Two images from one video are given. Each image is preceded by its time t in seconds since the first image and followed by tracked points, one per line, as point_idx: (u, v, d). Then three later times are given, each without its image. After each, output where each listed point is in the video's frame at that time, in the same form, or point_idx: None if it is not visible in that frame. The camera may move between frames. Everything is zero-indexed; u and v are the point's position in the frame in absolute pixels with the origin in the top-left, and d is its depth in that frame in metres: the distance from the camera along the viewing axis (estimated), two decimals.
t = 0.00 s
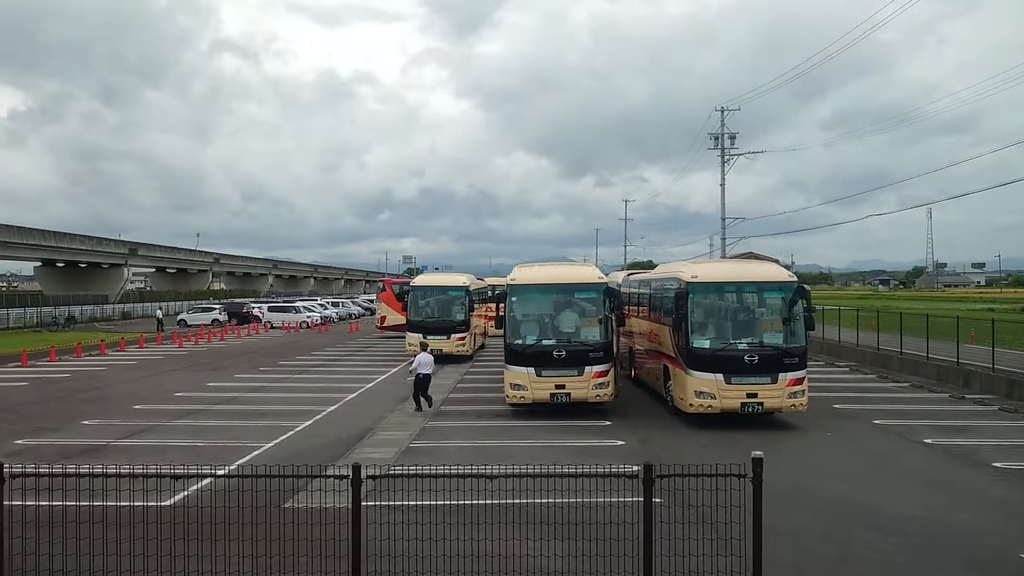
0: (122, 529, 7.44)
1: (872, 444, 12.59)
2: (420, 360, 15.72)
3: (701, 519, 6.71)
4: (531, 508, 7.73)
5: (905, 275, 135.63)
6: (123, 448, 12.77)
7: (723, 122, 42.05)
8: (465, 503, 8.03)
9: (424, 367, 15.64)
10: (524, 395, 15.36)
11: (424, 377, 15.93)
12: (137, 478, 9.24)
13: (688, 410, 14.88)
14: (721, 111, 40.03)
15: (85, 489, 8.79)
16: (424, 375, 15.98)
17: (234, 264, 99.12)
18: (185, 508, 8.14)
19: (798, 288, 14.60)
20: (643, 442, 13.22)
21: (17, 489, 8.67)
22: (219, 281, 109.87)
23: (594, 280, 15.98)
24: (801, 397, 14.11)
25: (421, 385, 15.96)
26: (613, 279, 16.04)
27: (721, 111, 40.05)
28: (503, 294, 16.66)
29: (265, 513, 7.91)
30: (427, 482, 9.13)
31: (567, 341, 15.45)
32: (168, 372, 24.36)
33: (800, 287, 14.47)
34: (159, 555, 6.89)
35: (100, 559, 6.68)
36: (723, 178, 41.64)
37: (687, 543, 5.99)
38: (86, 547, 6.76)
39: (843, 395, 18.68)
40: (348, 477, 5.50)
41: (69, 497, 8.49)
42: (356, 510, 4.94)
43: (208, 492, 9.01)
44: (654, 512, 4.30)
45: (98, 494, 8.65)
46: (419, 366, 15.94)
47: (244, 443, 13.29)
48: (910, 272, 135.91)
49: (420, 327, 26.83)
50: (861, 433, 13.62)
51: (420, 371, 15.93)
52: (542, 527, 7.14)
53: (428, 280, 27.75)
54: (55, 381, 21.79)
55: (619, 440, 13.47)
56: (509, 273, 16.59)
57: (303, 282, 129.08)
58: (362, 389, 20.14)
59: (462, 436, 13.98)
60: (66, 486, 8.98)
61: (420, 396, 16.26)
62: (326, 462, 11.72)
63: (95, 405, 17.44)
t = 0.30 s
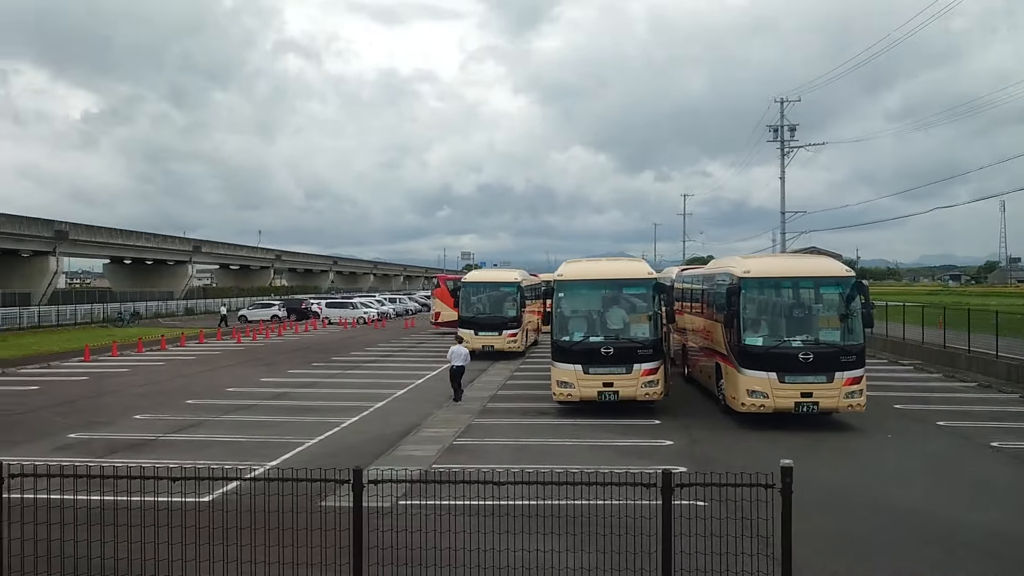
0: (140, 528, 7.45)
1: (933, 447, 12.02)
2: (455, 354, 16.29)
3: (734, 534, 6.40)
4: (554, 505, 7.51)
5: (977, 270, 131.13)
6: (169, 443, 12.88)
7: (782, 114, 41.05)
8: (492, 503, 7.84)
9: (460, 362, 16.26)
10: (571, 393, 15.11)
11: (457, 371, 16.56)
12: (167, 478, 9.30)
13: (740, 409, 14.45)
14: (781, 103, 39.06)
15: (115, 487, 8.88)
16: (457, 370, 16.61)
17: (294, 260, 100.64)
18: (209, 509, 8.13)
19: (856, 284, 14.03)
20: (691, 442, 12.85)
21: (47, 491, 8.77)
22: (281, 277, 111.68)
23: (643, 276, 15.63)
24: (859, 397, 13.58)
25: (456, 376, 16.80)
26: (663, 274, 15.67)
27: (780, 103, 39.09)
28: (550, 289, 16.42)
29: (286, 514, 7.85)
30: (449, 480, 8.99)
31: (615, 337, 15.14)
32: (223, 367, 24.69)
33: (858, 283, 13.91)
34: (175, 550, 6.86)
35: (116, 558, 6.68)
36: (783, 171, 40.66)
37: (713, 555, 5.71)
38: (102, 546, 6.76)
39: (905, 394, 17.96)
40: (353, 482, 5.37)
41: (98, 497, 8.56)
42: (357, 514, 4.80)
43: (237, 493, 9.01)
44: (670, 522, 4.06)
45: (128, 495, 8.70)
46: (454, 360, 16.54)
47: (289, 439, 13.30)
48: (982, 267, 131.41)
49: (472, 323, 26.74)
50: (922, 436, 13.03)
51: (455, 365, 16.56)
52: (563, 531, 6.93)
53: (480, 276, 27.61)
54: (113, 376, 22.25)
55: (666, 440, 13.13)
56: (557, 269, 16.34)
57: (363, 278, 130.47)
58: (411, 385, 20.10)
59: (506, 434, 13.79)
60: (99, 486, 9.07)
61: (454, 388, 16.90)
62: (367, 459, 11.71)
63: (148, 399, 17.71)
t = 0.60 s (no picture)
0: (163, 531, 7.47)
1: (995, 451, 11.44)
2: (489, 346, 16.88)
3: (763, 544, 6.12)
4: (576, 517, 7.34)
5: None
6: (211, 438, 12.92)
7: (840, 106, 39.99)
8: (518, 511, 7.67)
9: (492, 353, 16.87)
10: (616, 391, 14.80)
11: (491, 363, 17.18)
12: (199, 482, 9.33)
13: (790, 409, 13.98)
14: (838, 95, 38.05)
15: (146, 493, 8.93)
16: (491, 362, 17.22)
17: (350, 257, 101.68)
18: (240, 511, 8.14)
19: (913, 279, 13.45)
20: (738, 443, 12.45)
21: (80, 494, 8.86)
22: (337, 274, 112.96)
23: (690, 271, 15.25)
24: (916, 397, 13.01)
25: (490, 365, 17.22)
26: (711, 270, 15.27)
27: (838, 95, 38.08)
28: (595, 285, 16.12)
29: (310, 517, 7.78)
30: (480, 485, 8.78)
31: (660, 334, 14.79)
32: (273, 363, 24.90)
33: (914, 278, 13.34)
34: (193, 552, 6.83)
35: (135, 558, 6.70)
36: (840, 165, 39.63)
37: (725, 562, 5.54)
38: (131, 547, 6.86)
39: (968, 395, 17.23)
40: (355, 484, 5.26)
41: (128, 499, 8.62)
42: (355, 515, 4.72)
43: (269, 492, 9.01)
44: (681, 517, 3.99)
45: (159, 497, 8.74)
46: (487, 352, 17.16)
47: (330, 436, 13.25)
48: None
49: (520, 320, 26.57)
50: (983, 438, 12.42)
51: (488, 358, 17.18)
52: (585, 540, 6.71)
53: (528, 272, 27.40)
54: (166, 371, 22.58)
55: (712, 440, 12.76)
56: (601, 265, 16.04)
57: (419, 275, 131.35)
58: (457, 382, 19.96)
59: (549, 432, 13.54)
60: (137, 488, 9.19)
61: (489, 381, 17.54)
62: (406, 456, 11.62)
63: (197, 394, 17.87)
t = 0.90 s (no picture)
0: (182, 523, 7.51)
1: None
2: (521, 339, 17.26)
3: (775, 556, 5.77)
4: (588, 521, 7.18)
5: None
6: (247, 433, 12.93)
7: (898, 97, 38.81)
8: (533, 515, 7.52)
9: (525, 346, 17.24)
10: (656, 389, 14.48)
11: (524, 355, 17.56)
12: (225, 480, 9.35)
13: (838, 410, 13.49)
14: (896, 85, 36.92)
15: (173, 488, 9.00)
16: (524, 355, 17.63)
17: (402, 252, 102.31)
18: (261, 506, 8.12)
19: (968, 275, 12.85)
20: (780, 443, 12.05)
21: (107, 490, 8.95)
22: (390, 269, 113.77)
23: (735, 267, 14.84)
24: (970, 399, 12.44)
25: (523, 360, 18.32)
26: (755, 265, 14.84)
27: (896, 86, 36.95)
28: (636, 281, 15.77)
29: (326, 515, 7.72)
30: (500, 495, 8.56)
31: (702, 332, 14.40)
32: (318, 358, 25.04)
33: (970, 274, 12.75)
34: (200, 541, 6.82)
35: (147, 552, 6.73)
36: (898, 158, 38.46)
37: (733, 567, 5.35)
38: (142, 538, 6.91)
39: None
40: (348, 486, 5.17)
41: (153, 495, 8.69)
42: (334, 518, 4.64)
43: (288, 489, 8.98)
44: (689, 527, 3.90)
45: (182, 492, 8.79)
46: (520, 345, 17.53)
47: (364, 431, 13.18)
48: None
49: (565, 316, 26.30)
50: None
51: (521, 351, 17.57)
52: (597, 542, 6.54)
53: (574, 268, 27.09)
54: (213, 365, 22.85)
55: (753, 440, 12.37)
56: (643, 260, 15.70)
57: (471, 271, 131.72)
58: (499, 378, 19.80)
59: (586, 430, 13.28)
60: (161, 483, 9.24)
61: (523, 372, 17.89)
62: (435, 453, 11.49)
63: (239, 389, 17.99)
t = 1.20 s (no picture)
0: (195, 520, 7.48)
1: None
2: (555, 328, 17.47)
3: (787, 565, 5.47)
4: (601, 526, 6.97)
5: None
6: (281, 423, 12.94)
7: (960, 82, 37.50)
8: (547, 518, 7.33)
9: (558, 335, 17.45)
10: (696, 383, 14.14)
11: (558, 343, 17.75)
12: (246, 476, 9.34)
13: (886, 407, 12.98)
14: (957, 71, 35.66)
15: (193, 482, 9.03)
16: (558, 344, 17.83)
17: (452, 242, 102.62)
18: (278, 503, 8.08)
19: None
20: (823, 441, 11.64)
21: (130, 479, 9.00)
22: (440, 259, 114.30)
23: (779, 258, 14.39)
24: None
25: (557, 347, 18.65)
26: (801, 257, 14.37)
27: (957, 71, 35.70)
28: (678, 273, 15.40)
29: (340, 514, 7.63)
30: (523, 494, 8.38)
31: (745, 325, 13.99)
32: (361, 348, 25.11)
33: None
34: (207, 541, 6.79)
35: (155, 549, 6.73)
36: (959, 145, 37.17)
37: None
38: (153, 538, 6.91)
39: None
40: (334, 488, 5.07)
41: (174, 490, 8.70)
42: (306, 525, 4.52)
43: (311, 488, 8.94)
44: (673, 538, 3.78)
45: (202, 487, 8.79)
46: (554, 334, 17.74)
47: (398, 423, 13.10)
48: None
49: (610, 307, 25.98)
50: None
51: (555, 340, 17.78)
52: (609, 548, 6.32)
53: (619, 258, 26.71)
54: (258, 355, 23.05)
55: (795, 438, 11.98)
56: (684, 251, 15.33)
57: (522, 261, 131.70)
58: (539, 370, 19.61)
59: (622, 425, 13.00)
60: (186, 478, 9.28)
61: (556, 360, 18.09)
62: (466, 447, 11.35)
63: (281, 378, 18.10)
